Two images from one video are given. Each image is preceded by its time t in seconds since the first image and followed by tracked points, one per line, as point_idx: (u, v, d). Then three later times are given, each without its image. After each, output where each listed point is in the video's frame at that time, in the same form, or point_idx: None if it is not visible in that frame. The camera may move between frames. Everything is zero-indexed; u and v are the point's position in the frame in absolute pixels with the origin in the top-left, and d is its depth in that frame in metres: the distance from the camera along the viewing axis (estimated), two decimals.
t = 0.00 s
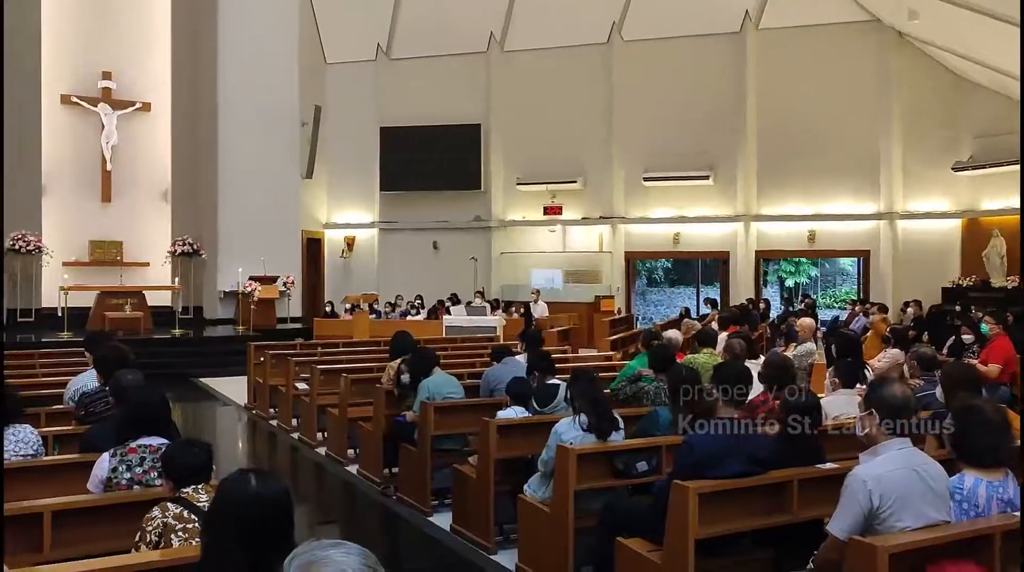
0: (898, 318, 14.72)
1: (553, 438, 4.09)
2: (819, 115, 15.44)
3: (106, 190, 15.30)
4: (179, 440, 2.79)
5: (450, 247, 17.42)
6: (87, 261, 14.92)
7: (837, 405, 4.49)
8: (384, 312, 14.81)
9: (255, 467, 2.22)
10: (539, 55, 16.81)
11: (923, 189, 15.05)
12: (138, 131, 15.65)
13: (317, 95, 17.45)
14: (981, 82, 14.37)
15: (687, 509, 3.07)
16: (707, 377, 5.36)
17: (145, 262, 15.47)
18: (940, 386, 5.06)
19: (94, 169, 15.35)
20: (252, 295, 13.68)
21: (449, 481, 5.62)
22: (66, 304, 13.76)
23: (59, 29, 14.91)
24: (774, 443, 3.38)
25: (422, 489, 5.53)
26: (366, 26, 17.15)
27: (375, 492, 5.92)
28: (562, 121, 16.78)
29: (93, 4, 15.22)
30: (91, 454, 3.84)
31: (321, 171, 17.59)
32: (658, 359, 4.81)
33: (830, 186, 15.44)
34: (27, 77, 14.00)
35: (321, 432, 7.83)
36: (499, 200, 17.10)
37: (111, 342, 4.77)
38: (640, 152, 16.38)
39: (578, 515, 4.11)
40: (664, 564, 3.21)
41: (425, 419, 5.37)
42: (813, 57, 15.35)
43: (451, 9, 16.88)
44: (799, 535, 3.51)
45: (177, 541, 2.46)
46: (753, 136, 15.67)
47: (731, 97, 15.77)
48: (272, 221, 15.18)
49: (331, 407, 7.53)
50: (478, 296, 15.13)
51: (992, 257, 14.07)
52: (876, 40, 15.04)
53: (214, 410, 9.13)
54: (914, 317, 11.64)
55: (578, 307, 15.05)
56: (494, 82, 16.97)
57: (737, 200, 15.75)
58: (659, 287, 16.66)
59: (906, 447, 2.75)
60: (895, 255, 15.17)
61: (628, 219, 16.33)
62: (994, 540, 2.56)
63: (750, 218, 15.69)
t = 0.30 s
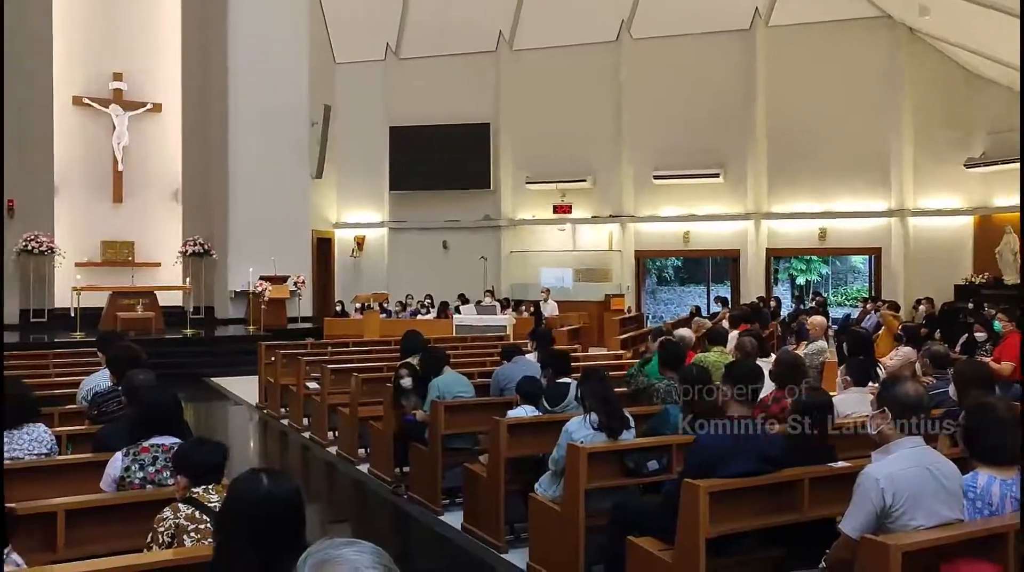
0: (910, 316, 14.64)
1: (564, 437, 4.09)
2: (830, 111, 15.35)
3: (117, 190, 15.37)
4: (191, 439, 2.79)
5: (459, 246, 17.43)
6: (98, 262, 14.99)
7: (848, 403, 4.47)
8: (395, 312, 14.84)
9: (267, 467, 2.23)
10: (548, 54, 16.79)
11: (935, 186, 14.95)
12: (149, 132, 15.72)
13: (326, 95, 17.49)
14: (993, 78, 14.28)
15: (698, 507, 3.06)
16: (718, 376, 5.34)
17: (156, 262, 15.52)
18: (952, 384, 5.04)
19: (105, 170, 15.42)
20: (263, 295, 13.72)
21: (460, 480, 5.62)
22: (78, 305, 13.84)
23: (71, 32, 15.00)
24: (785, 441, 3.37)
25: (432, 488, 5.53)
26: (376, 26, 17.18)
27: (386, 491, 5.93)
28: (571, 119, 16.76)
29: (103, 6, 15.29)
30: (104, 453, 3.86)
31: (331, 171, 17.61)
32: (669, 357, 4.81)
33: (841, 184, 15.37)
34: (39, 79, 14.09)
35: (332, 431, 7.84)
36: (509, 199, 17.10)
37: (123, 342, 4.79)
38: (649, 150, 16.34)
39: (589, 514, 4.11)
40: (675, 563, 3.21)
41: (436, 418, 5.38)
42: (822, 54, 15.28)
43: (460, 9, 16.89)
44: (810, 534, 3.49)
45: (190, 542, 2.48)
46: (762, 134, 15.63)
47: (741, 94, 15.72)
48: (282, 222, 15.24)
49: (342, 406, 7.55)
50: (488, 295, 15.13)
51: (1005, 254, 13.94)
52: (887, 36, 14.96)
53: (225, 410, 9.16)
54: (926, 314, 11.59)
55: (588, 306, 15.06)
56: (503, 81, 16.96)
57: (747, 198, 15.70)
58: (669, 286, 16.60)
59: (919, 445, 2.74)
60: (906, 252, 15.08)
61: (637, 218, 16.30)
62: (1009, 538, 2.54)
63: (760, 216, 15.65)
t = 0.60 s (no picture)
0: (927, 314, 14.52)
1: (579, 435, 4.09)
2: (845, 108, 15.25)
3: (134, 192, 15.48)
4: (207, 439, 2.81)
5: (473, 246, 17.43)
6: (115, 263, 15.11)
7: (865, 401, 4.44)
8: (409, 311, 14.87)
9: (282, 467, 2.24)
10: (561, 53, 16.78)
11: (952, 182, 14.84)
12: (165, 134, 15.83)
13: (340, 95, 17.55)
14: (1010, 73, 14.16)
15: (714, 506, 3.06)
16: (734, 375, 5.31)
17: (172, 263, 15.62)
18: (971, 382, 5.00)
19: (122, 171, 15.54)
20: (278, 295, 13.78)
21: (475, 479, 5.63)
22: (96, 306, 13.95)
23: (88, 34, 15.16)
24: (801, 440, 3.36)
25: (448, 487, 5.54)
26: (389, 26, 17.23)
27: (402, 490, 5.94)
28: (584, 118, 16.74)
29: (119, 8, 15.41)
30: (123, 453, 3.90)
31: (345, 172, 17.67)
32: (684, 356, 4.79)
33: (856, 181, 15.26)
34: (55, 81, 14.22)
35: (347, 430, 7.87)
36: (522, 198, 17.10)
37: (139, 342, 4.82)
38: (662, 148, 16.31)
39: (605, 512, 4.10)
40: (691, 562, 3.20)
41: (451, 417, 5.39)
42: (837, 50, 15.20)
43: (472, 8, 16.92)
44: (828, 533, 3.47)
45: (205, 542, 2.50)
46: (776, 132, 15.56)
47: (755, 92, 15.65)
48: (296, 222, 15.31)
49: (357, 406, 7.57)
50: (501, 294, 15.13)
51: None
52: (902, 32, 14.86)
53: (241, 409, 9.21)
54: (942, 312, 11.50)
55: (603, 305, 15.07)
56: (516, 80, 16.96)
57: (762, 195, 15.64)
58: (684, 284, 16.52)
59: (937, 443, 2.72)
60: (923, 248, 14.96)
61: (651, 216, 16.27)
62: None
63: (775, 213, 15.58)
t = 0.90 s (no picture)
0: (944, 311, 14.40)
1: (593, 435, 4.07)
2: (860, 104, 15.16)
3: (149, 193, 15.59)
4: (223, 439, 2.82)
5: (486, 245, 17.44)
6: (131, 264, 15.21)
7: (881, 399, 4.41)
8: (423, 311, 14.90)
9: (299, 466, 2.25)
10: (574, 51, 16.76)
11: (968, 179, 14.73)
12: (180, 135, 15.92)
13: (353, 96, 17.60)
14: None
15: (730, 506, 3.04)
16: (749, 374, 5.29)
17: (187, 264, 15.70)
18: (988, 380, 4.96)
19: (137, 173, 15.64)
20: (292, 295, 13.83)
21: (490, 479, 5.63)
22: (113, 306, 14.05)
23: (104, 36, 15.28)
24: (817, 438, 3.34)
25: (462, 486, 5.54)
26: (402, 26, 17.27)
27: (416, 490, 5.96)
28: (598, 116, 16.71)
29: (134, 10, 15.51)
30: (140, 453, 3.93)
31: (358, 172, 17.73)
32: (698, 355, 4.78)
33: (872, 178, 15.17)
34: (72, 84, 14.32)
35: (362, 430, 7.89)
36: (535, 197, 17.09)
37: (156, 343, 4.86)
38: (676, 146, 16.26)
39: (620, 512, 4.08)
40: (707, 561, 3.19)
41: (465, 416, 5.39)
42: (852, 46, 15.11)
43: (484, 8, 16.93)
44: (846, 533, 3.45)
45: (222, 541, 2.52)
46: (791, 129, 15.48)
47: (769, 89, 15.58)
48: (311, 222, 15.38)
49: (372, 406, 7.59)
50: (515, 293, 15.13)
51: None
52: (917, 28, 14.76)
53: (257, 409, 9.26)
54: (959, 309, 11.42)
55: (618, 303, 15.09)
56: (529, 79, 16.96)
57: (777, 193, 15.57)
58: (698, 282, 16.45)
59: (954, 442, 2.70)
60: (940, 245, 14.84)
61: (665, 214, 16.22)
62: None
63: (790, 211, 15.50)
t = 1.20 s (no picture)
0: (967, 308, 14.24)
1: (612, 434, 4.06)
2: (880, 99, 15.03)
3: (170, 194, 15.72)
4: (244, 439, 2.84)
5: (504, 244, 17.43)
6: (152, 265, 15.33)
7: (903, 397, 4.38)
8: (441, 310, 14.91)
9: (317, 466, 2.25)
10: (591, 49, 16.72)
11: (991, 174, 14.55)
12: (200, 137, 16.03)
13: (371, 96, 17.67)
14: None
15: (750, 505, 3.03)
16: (768, 373, 5.26)
17: (207, 264, 15.80)
18: (1012, 378, 4.89)
19: (158, 174, 15.77)
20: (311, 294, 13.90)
21: (509, 478, 5.63)
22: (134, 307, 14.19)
23: (125, 39, 15.42)
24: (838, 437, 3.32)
25: (481, 484, 5.55)
26: (420, 26, 17.33)
27: (436, 489, 5.96)
28: (615, 114, 16.67)
29: (154, 14, 15.65)
30: (162, 453, 3.96)
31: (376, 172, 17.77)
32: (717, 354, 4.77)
33: (892, 174, 15.03)
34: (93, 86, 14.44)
35: (381, 429, 7.91)
36: (553, 196, 17.07)
37: (177, 343, 4.90)
38: (694, 144, 16.19)
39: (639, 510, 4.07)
40: (727, 560, 3.18)
41: (484, 415, 5.40)
42: (872, 42, 14.97)
43: (501, 7, 16.94)
44: (867, 532, 3.42)
45: (244, 539, 2.54)
46: (810, 125, 15.37)
47: (788, 86, 15.48)
48: (330, 223, 15.46)
49: (391, 405, 7.61)
50: (533, 292, 15.10)
51: None
52: (938, 23, 14.61)
53: (277, 408, 9.31)
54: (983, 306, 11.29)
55: (637, 301, 15.04)
56: (547, 78, 16.96)
57: (796, 190, 15.47)
58: (717, 280, 16.33)
59: (978, 440, 2.67)
60: (962, 241, 14.67)
61: (684, 212, 16.15)
62: None
63: (810, 208, 15.38)
